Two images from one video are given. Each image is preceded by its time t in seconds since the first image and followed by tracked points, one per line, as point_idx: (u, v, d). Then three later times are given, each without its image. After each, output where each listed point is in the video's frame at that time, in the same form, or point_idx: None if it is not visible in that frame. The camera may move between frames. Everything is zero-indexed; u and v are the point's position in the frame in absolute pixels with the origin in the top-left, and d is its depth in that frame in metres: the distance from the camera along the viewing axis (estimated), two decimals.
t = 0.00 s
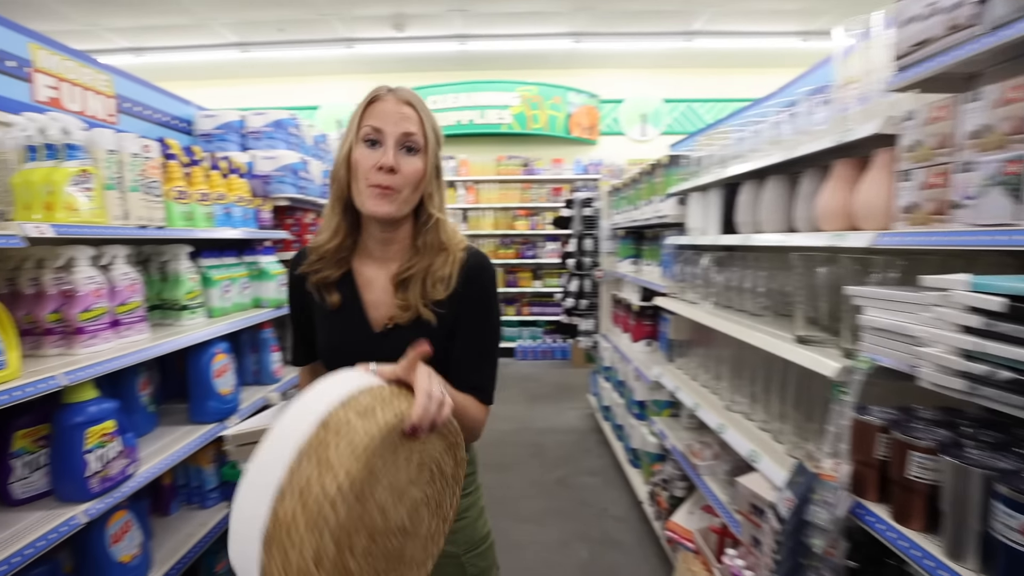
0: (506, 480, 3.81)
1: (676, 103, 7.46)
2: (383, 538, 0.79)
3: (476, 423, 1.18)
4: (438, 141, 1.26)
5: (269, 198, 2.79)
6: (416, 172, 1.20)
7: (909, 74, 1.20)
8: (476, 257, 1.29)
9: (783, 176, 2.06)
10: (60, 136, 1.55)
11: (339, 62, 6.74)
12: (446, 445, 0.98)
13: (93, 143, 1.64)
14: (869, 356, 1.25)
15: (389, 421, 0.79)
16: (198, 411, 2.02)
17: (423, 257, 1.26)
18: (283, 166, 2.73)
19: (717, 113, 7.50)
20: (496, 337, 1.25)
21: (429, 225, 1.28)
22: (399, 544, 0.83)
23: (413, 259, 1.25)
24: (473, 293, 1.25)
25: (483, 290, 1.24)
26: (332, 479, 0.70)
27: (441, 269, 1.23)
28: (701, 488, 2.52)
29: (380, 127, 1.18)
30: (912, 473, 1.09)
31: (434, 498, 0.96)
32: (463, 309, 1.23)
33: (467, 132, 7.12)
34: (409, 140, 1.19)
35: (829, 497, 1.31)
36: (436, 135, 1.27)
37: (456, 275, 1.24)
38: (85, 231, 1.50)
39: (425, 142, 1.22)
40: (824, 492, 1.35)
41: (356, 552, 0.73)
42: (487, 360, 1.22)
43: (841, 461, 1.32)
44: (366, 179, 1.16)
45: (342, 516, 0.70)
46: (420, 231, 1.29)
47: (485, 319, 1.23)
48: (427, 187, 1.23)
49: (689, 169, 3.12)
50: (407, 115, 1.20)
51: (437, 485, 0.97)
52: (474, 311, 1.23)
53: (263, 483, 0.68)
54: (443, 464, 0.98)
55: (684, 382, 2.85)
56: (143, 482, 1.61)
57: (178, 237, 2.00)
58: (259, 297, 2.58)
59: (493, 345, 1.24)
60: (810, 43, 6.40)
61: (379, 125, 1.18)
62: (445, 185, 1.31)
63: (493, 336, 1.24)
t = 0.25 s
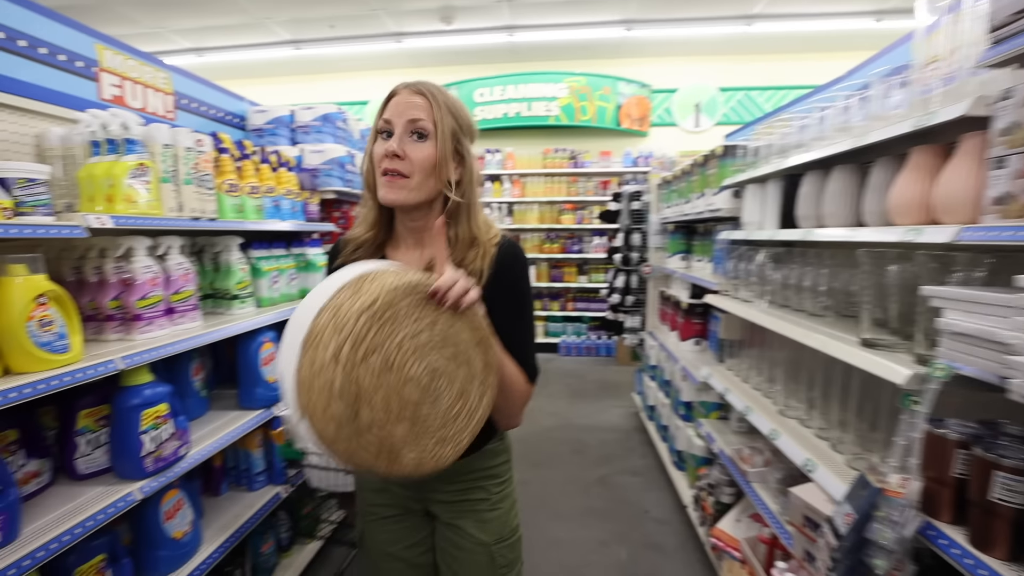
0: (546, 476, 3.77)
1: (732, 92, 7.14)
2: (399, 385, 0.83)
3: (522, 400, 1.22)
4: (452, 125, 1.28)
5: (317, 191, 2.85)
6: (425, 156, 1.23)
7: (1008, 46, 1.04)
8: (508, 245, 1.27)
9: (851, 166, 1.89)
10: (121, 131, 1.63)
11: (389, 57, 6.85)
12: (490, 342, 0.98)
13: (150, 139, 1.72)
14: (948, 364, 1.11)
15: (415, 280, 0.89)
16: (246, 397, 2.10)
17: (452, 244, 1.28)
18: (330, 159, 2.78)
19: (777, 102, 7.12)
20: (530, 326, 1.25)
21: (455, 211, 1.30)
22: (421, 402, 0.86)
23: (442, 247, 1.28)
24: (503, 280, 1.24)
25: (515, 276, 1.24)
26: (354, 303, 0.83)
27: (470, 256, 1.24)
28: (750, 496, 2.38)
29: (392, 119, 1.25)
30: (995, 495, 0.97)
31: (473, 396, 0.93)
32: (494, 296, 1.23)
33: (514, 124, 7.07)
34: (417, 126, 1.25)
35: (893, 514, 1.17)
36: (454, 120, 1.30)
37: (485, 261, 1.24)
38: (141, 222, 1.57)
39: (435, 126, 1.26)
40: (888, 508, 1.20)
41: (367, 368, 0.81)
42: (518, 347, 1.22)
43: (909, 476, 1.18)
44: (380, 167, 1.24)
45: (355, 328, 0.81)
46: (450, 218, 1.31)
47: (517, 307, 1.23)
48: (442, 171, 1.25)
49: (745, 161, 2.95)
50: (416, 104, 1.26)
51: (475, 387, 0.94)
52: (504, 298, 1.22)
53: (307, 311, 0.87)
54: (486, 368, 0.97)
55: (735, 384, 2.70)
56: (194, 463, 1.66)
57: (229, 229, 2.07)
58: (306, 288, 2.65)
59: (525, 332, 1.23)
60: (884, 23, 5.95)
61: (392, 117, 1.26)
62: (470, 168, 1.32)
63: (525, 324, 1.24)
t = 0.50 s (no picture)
0: (581, 472, 3.73)
1: (783, 78, 6.81)
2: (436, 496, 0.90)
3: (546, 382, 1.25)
4: (480, 128, 1.24)
5: (356, 184, 2.89)
6: (456, 164, 1.24)
7: None
8: (543, 236, 1.35)
9: (915, 152, 1.74)
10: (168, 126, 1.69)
11: (428, 50, 6.89)
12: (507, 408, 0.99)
13: (196, 133, 1.77)
14: None
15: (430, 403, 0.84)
16: (286, 385, 2.15)
17: (488, 239, 1.30)
18: (368, 152, 2.82)
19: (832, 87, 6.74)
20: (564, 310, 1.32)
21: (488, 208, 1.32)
22: (455, 495, 0.95)
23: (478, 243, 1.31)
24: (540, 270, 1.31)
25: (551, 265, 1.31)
26: (371, 461, 0.79)
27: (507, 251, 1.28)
28: (796, 502, 2.27)
29: (421, 127, 1.25)
30: None
31: (494, 455, 1.02)
32: (531, 285, 1.30)
33: (553, 116, 6.98)
34: (442, 136, 1.23)
35: (958, 532, 1.07)
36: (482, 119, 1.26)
37: (522, 254, 1.30)
38: (186, 214, 1.62)
39: (461, 133, 1.24)
40: (952, 525, 1.10)
41: (405, 518, 0.85)
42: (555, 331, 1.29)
43: (979, 492, 1.07)
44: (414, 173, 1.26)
45: (382, 491, 0.80)
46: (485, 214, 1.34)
47: (553, 295, 1.30)
48: (472, 176, 1.25)
49: (797, 149, 2.79)
50: (440, 112, 1.24)
51: (497, 448, 1.02)
52: (540, 286, 1.29)
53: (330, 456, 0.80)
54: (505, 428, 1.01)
55: (781, 384, 2.57)
56: (236, 448, 1.72)
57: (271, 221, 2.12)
58: (344, 279, 2.70)
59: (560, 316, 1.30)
60: None
61: (417, 127, 1.26)
62: (502, 165, 1.30)
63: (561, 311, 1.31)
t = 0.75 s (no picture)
0: (617, 472, 3.66)
1: (836, 63, 6.44)
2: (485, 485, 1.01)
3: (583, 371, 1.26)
4: (521, 126, 1.25)
5: (393, 179, 2.91)
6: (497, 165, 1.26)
7: None
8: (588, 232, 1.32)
9: (991, 137, 1.59)
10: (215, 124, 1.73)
11: (466, 46, 6.90)
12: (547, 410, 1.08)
13: (240, 130, 1.81)
14: None
15: (479, 406, 0.94)
16: (324, 376, 2.19)
17: (533, 233, 1.28)
18: (405, 147, 2.83)
19: (891, 72, 6.33)
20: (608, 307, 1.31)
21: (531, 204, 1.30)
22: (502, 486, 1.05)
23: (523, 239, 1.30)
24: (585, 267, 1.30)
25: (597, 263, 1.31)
26: (432, 453, 0.91)
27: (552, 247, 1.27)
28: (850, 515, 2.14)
29: (463, 132, 1.28)
30: None
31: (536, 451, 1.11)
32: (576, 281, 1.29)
33: (591, 108, 6.86)
34: (484, 132, 1.25)
35: None
36: (522, 119, 1.26)
37: (565, 251, 1.30)
38: (230, 209, 1.67)
39: (501, 135, 1.25)
40: None
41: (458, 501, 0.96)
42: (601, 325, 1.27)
43: None
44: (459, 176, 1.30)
45: (440, 480, 0.91)
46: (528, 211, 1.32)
47: (598, 291, 1.29)
48: (514, 172, 1.26)
49: (855, 138, 2.62)
50: (483, 112, 1.26)
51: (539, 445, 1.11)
52: (586, 283, 1.28)
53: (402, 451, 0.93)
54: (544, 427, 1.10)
55: (833, 387, 2.41)
56: (276, 436, 1.77)
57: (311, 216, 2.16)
58: (381, 273, 2.72)
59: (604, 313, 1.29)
60: None
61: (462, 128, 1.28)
62: (544, 163, 1.29)
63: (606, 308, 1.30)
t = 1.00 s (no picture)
0: (653, 472, 3.57)
1: (889, 50, 6.09)
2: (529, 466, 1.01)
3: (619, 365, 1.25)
4: (571, 120, 1.23)
5: (427, 173, 2.91)
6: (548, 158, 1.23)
7: None
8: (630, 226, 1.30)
9: None
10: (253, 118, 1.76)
11: (501, 40, 6.87)
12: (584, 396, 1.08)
13: (277, 124, 1.84)
14: None
15: (522, 393, 0.95)
16: (358, 369, 2.21)
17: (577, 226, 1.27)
18: (440, 142, 2.83)
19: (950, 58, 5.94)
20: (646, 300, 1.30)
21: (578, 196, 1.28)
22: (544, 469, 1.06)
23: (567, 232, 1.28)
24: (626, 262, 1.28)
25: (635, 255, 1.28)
26: (477, 437, 0.91)
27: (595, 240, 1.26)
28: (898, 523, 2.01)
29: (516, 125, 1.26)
30: None
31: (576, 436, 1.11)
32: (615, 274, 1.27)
33: (628, 101, 6.72)
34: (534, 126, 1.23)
35: None
36: (570, 114, 1.24)
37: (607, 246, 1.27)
38: (267, 202, 1.69)
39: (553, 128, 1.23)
40: None
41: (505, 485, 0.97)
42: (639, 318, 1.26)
43: None
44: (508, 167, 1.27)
45: (486, 461, 0.92)
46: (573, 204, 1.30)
47: (636, 284, 1.27)
48: (563, 165, 1.24)
49: (913, 127, 2.45)
50: (533, 106, 1.24)
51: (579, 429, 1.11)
52: (627, 277, 1.26)
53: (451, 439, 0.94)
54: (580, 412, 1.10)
55: (882, 390, 2.27)
56: (311, 427, 1.79)
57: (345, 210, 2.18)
58: (415, 268, 2.73)
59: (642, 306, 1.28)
60: None
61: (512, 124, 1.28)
62: (592, 156, 1.26)
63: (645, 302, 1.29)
